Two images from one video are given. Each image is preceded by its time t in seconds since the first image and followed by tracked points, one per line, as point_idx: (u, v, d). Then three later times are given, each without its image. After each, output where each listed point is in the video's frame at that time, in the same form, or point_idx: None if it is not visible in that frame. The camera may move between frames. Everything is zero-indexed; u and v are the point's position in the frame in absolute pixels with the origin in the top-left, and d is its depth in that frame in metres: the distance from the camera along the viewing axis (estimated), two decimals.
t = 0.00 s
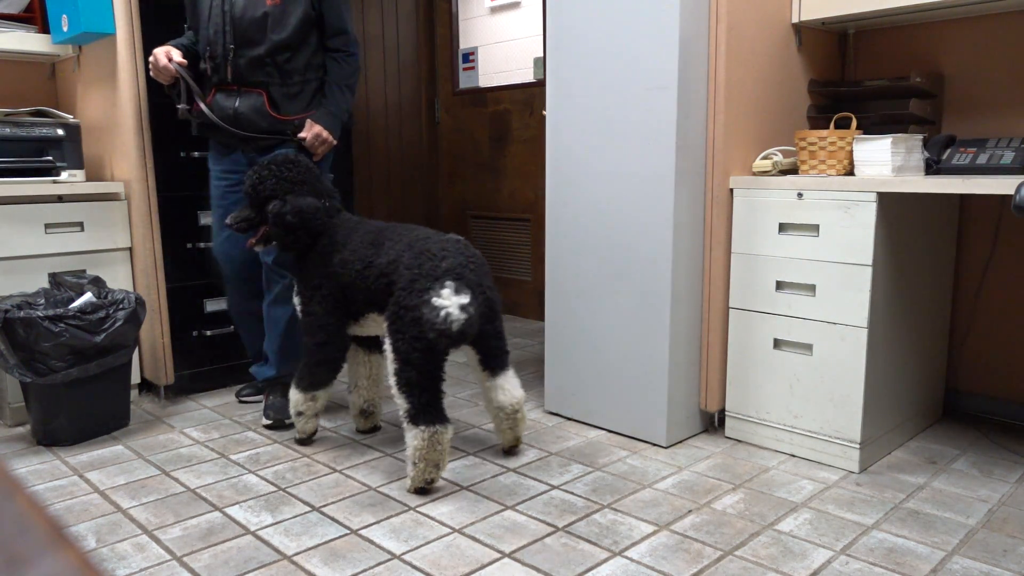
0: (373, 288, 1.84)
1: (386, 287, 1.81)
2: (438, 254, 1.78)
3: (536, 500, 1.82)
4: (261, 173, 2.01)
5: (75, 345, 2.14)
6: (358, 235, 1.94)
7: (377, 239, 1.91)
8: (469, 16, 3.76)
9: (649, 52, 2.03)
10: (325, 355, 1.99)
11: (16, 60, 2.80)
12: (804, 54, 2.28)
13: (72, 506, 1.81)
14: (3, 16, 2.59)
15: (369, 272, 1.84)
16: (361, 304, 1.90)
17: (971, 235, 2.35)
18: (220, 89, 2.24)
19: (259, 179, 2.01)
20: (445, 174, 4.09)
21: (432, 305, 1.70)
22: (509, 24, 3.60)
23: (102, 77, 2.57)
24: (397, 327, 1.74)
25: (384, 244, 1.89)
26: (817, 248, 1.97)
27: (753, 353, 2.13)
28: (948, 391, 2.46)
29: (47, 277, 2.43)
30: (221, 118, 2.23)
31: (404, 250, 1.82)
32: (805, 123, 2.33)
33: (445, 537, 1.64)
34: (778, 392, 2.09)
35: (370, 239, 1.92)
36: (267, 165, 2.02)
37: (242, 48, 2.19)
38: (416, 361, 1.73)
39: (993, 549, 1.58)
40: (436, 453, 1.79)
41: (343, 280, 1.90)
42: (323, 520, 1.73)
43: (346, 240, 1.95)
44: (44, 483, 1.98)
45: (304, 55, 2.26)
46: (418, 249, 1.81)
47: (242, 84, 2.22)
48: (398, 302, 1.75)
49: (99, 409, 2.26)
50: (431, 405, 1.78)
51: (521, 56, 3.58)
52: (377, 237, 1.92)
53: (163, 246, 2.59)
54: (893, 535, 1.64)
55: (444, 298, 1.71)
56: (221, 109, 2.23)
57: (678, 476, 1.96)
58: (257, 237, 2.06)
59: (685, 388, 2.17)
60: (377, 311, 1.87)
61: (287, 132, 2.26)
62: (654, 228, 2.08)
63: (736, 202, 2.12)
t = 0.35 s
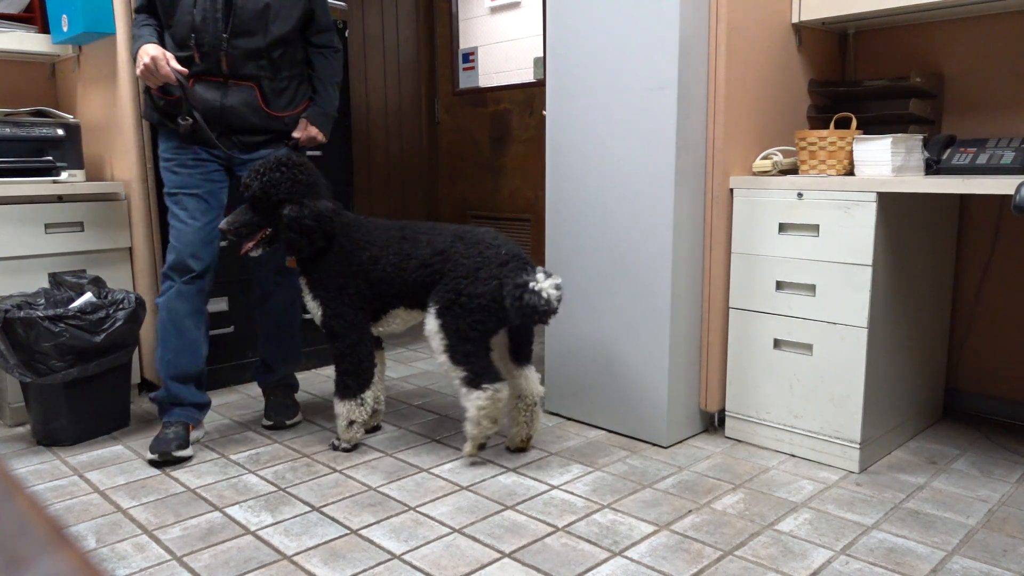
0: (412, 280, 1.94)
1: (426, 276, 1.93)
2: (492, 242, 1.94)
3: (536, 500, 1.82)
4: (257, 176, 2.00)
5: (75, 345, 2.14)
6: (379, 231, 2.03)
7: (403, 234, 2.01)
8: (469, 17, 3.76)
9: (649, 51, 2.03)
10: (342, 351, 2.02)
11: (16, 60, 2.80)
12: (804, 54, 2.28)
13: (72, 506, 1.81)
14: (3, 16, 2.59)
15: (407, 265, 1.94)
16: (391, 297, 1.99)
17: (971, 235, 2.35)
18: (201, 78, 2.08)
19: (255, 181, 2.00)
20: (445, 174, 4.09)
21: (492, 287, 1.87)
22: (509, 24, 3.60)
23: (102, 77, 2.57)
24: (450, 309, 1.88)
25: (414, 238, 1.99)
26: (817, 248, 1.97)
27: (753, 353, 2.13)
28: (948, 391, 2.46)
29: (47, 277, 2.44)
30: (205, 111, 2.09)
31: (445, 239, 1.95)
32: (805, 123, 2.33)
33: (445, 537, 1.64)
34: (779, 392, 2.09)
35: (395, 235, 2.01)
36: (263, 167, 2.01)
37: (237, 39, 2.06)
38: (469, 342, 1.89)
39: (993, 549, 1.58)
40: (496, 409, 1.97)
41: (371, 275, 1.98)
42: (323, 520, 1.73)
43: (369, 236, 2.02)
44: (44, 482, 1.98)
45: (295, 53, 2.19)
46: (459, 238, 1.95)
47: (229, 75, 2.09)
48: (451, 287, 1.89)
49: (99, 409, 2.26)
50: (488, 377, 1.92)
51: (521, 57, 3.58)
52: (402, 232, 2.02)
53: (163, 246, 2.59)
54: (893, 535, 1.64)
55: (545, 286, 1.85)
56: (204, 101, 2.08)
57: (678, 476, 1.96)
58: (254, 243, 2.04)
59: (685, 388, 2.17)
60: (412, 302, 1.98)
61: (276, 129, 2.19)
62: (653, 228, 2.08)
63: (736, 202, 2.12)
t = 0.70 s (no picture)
0: (431, 278, 2.04)
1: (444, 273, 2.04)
2: (504, 238, 2.07)
3: (536, 500, 1.82)
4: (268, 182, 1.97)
5: (75, 345, 2.14)
6: (385, 230, 2.09)
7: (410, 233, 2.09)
8: (469, 17, 3.76)
9: (649, 51, 2.03)
10: (355, 351, 2.05)
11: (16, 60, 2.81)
12: (804, 54, 2.28)
13: (72, 506, 1.81)
14: (3, 16, 2.59)
15: (424, 265, 2.03)
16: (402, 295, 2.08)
17: (971, 235, 2.35)
18: (191, 69, 1.93)
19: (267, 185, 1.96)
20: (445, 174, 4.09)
21: (517, 280, 2.00)
22: (509, 24, 3.60)
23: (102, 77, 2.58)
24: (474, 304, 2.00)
25: (423, 237, 2.08)
26: (817, 248, 1.97)
27: (753, 353, 2.13)
28: (948, 390, 2.46)
29: (47, 277, 2.43)
30: (199, 106, 1.95)
31: (457, 237, 2.05)
32: (805, 123, 2.33)
33: (445, 537, 1.64)
34: (779, 392, 2.09)
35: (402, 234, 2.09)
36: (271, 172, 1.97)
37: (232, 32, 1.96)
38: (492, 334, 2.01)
39: (993, 549, 1.58)
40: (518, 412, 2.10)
41: (385, 274, 2.04)
42: (323, 520, 1.73)
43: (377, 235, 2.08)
44: (44, 482, 1.98)
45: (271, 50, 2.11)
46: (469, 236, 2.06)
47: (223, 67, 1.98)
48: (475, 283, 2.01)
49: (99, 409, 2.26)
50: (509, 375, 2.06)
51: (521, 56, 3.58)
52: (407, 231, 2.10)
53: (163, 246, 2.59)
54: (893, 535, 1.64)
55: (580, 265, 2.00)
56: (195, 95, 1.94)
57: (678, 476, 1.96)
58: (282, 254, 1.98)
59: (685, 388, 2.17)
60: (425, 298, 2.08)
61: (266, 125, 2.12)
62: (653, 229, 2.09)
63: (736, 202, 2.12)
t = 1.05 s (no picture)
0: (431, 269, 2.18)
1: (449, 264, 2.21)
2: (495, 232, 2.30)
3: (536, 500, 1.82)
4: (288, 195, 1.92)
5: (75, 345, 2.14)
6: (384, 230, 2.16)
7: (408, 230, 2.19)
8: (469, 17, 3.76)
9: (650, 50, 2.03)
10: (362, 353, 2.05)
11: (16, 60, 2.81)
12: (804, 55, 2.28)
13: (72, 506, 1.81)
14: (3, 16, 2.59)
15: (423, 259, 2.16)
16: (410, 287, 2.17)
17: (971, 235, 2.35)
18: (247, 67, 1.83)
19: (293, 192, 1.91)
20: (445, 174, 4.09)
21: (514, 269, 2.26)
22: (509, 24, 3.60)
23: (102, 77, 2.58)
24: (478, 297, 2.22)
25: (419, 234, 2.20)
26: (817, 248, 1.97)
27: (754, 353, 2.13)
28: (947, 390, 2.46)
29: (47, 277, 2.43)
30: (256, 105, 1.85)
31: (454, 229, 2.23)
32: (805, 123, 2.33)
33: (445, 537, 1.64)
34: (779, 392, 2.09)
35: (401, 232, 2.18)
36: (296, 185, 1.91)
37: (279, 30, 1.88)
38: (490, 317, 2.24)
39: (993, 549, 1.58)
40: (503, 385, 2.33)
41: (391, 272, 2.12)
42: (323, 520, 1.73)
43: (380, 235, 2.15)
44: (44, 482, 1.98)
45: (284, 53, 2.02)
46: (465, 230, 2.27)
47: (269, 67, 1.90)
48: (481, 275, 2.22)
49: (99, 409, 2.26)
50: (498, 348, 2.29)
51: (521, 57, 3.58)
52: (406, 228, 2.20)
53: (163, 247, 2.58)
54: (893, 535, 1.64)
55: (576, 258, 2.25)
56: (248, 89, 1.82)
57: (678, 476, 1.96)
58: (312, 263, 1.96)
59: (685, 388, 2.17)
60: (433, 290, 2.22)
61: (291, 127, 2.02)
62: (653, 229, 2.08)
63: (736, 202, 2.11)
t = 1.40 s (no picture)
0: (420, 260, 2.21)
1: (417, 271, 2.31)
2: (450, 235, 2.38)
3: (536, 500, 1.82)
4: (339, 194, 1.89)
5: (74, 345, 2.14)
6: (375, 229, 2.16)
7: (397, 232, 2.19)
8: (469, 17, 3.76)
9: (650, 51, 2.02)
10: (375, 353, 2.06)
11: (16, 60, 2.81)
12: (804, 55, 2.28)
13: (72, 506, 1.81)
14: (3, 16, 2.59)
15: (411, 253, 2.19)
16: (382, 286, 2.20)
17: (971, 236, 2.35)
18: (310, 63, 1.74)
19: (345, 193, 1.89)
20: (445, 175, 4.09)
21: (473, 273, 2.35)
22: (509, 24, 3.60)
23: (102, 77, 2.57)
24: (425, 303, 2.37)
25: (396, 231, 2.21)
26: (817, 248, 1.97)
27: (754, 354, 2.13)
28: (948, 390, 2.46)
29: (47, 277, 2.44)
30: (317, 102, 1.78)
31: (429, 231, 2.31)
32: (805, 123, 2.33)
33: (445, 537, 1.64)
34: (779, 392, 2.09)
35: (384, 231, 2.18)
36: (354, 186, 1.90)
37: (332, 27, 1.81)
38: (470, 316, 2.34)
39: (993, 549, 1.58)
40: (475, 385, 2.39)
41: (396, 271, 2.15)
42: (323, 520, 1.73)
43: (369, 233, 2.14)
44: (44, 482, 1.98)
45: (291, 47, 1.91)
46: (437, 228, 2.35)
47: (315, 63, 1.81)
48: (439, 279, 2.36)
49: (99, 409, 2.26)
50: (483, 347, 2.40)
51: (521, 57, 3.58)
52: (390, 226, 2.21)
53: (163, 246, 2.58)
54: (893, 535, 1.64)
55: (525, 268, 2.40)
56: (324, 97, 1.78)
57: (678, 476, 1.96)
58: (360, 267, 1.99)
59: (685, 388, 2.17)
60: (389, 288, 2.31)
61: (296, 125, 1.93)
62: (654, 229, 2.08)
63: (736, 202, 2.11)
